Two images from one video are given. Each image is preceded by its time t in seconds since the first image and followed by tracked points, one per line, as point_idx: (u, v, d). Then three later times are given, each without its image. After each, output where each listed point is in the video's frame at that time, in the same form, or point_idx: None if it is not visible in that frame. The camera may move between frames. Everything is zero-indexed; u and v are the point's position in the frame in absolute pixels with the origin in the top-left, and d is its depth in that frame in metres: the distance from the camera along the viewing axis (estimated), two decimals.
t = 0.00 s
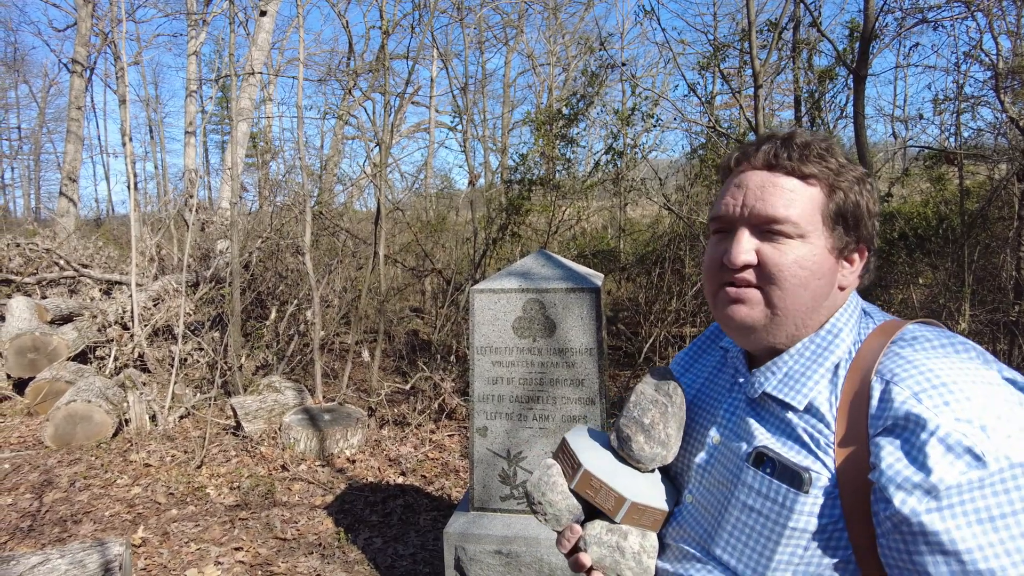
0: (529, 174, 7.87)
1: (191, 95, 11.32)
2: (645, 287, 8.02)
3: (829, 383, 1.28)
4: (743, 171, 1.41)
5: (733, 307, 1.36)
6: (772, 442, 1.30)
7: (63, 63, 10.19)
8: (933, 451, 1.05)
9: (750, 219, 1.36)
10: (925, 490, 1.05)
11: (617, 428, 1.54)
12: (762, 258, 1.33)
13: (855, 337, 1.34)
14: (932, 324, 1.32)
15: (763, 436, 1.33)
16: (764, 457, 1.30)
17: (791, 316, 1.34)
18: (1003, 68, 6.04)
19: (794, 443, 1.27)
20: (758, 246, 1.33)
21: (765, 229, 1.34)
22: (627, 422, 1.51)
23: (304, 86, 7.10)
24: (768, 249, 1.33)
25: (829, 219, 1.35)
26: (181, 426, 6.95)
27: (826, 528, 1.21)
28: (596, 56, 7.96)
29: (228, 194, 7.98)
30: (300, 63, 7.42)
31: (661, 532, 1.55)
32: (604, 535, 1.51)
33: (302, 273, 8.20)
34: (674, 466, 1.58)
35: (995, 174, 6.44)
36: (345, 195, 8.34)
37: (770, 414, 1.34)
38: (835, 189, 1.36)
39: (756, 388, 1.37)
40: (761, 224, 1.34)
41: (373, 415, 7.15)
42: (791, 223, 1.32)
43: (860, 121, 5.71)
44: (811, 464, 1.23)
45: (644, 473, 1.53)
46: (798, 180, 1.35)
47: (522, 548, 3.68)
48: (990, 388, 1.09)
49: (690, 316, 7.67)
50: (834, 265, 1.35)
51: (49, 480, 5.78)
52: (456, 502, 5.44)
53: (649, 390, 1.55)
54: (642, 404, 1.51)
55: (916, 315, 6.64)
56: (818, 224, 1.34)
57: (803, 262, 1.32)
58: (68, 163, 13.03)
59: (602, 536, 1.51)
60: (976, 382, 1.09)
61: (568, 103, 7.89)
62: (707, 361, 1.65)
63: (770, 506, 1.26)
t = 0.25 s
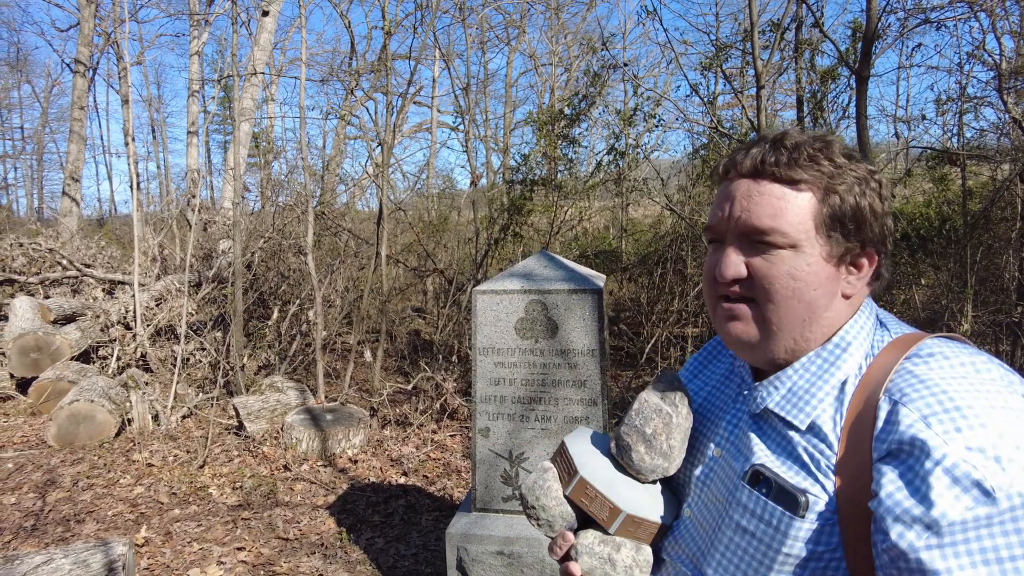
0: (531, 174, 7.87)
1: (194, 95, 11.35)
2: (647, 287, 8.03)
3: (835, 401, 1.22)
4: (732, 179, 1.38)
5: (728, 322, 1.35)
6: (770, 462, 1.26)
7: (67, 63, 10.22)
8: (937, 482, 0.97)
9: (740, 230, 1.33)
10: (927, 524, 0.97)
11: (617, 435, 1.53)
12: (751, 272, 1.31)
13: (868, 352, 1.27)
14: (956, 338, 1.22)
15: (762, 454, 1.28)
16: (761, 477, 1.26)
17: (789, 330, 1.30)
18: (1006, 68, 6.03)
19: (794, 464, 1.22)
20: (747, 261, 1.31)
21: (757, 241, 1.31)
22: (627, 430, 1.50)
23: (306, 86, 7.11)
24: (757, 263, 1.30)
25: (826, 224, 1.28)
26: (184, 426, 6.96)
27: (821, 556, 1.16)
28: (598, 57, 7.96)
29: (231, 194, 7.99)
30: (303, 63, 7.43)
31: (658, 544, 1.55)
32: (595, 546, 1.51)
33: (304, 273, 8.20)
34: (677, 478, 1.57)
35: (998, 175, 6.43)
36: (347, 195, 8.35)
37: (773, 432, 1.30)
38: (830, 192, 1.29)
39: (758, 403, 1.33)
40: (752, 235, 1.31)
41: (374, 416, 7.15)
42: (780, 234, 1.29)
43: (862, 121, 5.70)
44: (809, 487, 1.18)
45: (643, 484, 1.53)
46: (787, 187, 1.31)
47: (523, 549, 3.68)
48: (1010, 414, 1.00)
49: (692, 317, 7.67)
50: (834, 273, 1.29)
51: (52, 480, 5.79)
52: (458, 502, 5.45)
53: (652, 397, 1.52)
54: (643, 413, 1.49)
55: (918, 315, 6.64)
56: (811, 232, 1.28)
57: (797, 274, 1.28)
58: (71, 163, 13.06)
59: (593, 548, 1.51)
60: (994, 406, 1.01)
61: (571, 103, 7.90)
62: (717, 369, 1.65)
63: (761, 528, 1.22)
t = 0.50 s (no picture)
0: (533, 175, 7.85)
1: (196, 95, 11.37)
2: (649, 288, 8.02)
3: (839, 412, 1.20)
4: (746, 188, 1.33)
5: (733, 335, 1.36)
6: (768, 473, 1.25)
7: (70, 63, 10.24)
8: (931, 505, 0.94)
9: (749, 246, 1.29)
10: (918, 548, 0.94)
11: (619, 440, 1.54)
12: (755, 291, 1.29)
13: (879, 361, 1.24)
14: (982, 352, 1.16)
15: (761, 464, 1.28)
16: (756, 488, 1.25)
17: (795, 349, 1.29)
18: (1009, 69, 6.02)
19: (790, 478, 1.22)
20: (754, 279, 1.29)
21: (765, 259, 1.27)
22: (630, 433, 1.51)
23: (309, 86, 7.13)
24: (761, 282, 1.28)
25: (841, 244, 1.22)
26: (186, 426, 6.97)
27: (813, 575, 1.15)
28: (600, 57, 7.97)
29: (233, 194, 8.00)
30: (305, 63, 7.45)
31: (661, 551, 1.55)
32: (593, 551, 1.53)
33: (306, 273, 8.21)
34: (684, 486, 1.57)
35: (1001, 176, 6.42)
36: (350, 195, 8.35)
37: (774, 441, 1.29)
38: (846, 211, 1.21)
39: (763, 411, 1.33)
40: (761, 252, 1.28)
41: (376, 416, 7.16)
42: (787, 254, 1.24)
43: (865, 122, 5.70)
44: (803, 502, 1.17)
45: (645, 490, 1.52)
46: (798, 202, 1.25)
47: (525, 550, 3.69)
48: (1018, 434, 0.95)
49: (694, 317, 7.66)
50: (847, 293, 1.24)
51: (55, 479, 5.81)
52: (460, 502, 5.45)
53: (659, 403, 1.52)
54: (648, 419, 1.49)
55: (920, 316, 6.64)
56: (821, 252, 1.23)
57: (803, 296, 1.24)
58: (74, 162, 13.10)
59: (592, 553, 1.53)
60: (1001, 425, 0.96)
61: (573, 103, 7.90)
62: (733, 374, 1.65)
63: (752, 543, 1.23)
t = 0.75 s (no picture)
0: (535, 175, 7.86)
1: (199, 95, 11.39)
2: (650, 288, 8.02)
3: (843, 420, 1.21)
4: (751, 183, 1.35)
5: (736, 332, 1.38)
6: (767, 478, 1.26)
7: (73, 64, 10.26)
8: (925, 521, 0.94)
9: (749, 243, 1.32)
10: (907, 565, 0.94)
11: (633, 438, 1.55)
12: (753, 288, 1.31)
13: (887, 368, 1.23)
14: (999, 359, 1.13)
15: (762, 469, 1.28)
16: (754, 493, 1.26)
17: (791, 349, 1.30)
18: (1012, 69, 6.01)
19: (789, 485, 1.22)
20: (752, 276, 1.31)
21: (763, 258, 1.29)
22: (641, 432, 1.52)
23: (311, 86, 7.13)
24: (759, 279, 1.30)
25: (838, 245, 1.22)
26: (188, 425, 6.98)
27: None
28: (602, 57, 7.97)
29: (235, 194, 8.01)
30: (307, 63, 7.46)
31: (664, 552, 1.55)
32: (598, 545, 1.54)
33: (308, 273, 8.22)
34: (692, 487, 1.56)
35: (1003, 176, 6.40)
36: (351, 195, 8.36)
37: (778, 446, 1.29)
38: (844, 211, 1.22)
39: (769, 415, 1.33)
40: (761, 250, 1.30)
41: (378, 416, 7.16)
42: (784, 252, 1.26)
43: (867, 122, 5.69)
44: (798, 509, 1.18)
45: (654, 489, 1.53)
46: (797, 200, 1.25)
47: (527, 549, 3.69)
48: None
49: (696, 318, 7.66)
50: (844, 297, 1.25)
51: (58, 478, 5.82)
52: (461, 502, 5.45)
53: (671, 405, 1.53)
54: (661, 419, 1.50)
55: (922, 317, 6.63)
56: (819, 251, 1.23)
57: (798, 295, 1.25)
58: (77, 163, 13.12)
59: (597, 547, 1.53)
60: (1008, 442, 0.95)
61: (575, 103, 7.90)
62: (747, 377, 1.65)
63: (745, 548, 1.24)
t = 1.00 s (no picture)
0: (536, 175, 7.87)
1: (201, 95, 11.40)
2: (652, 288, 8.03)
3: (855, 419, 1.21)
4: (781, 180, 1.34)
5: (772, 335, 1.32)
6: (777, 473, 1.27)
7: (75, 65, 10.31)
8: (933, 521, 0.94)
9: (790, 238, 1.30)
10: (913, 563, 0.95)
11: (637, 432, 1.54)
12: (800, 282, 1.28)
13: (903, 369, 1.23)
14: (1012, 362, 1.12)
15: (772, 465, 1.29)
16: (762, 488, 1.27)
17: (840, 343, 1.27)
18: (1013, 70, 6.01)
19: (797, 482, 1.23)
20: (797, 270, 1.28)
21: (808, 250, 1.27)
22: (648, 426, 1.51)
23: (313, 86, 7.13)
24: (807, 272, 1.27)
25: (884, 232, 1.25)
26: (190, 425, 6.98)
27: None
28: (604, 57, 7.97)
29: (237, 194, 8.02)
30: (309, 63, 7.47)
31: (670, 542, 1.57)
32: (603, 536, 1.57)
33: (310, 273, 8.22)
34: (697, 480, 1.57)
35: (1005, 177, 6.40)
36: (353, 195, 8.37)
37: (790, 443, 1.30)
38: (888, 197, 1.24)
39: (782, 412, 1.33)
40: (804, 243, 1.28)
41: (380, 415, 7.17)
42: (834, 242, 1.25)
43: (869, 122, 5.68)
44: (805, 505, 1.19)
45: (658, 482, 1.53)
46: (842, 189, 1.26)
47: (528, 549, 3.70)
48: None
49: (697, 318, 7.66)
50: (891, 284, 1.26)
51: (60, 478, 5.83)
52: (463, 502, 5.46)
53: (676, 399, 1.52)
54: (665, 414, 1.49)
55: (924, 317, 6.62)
56: (868, 239, 1.24)
57: (850, 285, 1.24)
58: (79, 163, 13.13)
59: (603, 539, 1.56)
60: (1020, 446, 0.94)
61: (576, 103, 7.90)
62: (755, 374, 1.65)
63: (752, 543, 1.25)
